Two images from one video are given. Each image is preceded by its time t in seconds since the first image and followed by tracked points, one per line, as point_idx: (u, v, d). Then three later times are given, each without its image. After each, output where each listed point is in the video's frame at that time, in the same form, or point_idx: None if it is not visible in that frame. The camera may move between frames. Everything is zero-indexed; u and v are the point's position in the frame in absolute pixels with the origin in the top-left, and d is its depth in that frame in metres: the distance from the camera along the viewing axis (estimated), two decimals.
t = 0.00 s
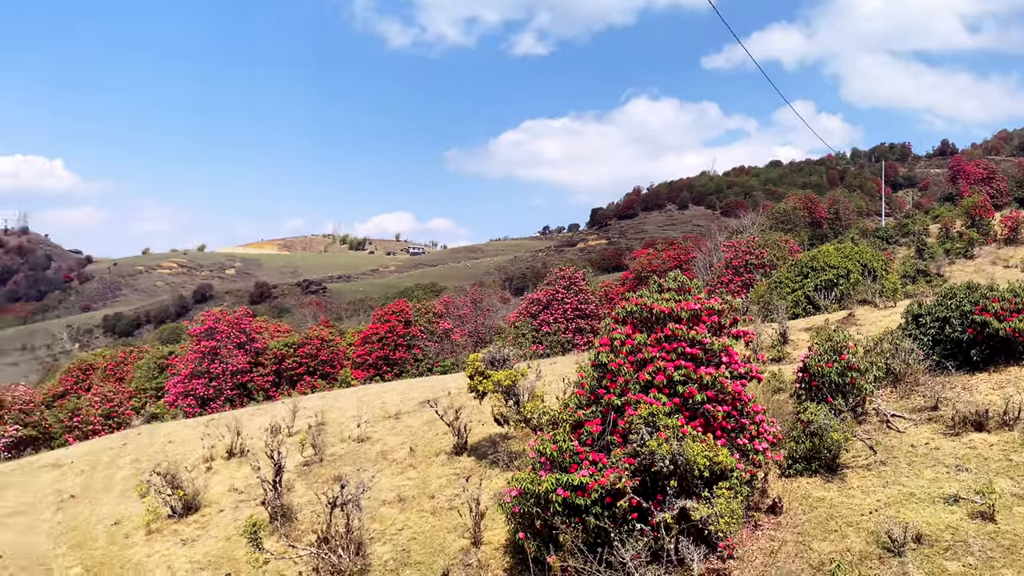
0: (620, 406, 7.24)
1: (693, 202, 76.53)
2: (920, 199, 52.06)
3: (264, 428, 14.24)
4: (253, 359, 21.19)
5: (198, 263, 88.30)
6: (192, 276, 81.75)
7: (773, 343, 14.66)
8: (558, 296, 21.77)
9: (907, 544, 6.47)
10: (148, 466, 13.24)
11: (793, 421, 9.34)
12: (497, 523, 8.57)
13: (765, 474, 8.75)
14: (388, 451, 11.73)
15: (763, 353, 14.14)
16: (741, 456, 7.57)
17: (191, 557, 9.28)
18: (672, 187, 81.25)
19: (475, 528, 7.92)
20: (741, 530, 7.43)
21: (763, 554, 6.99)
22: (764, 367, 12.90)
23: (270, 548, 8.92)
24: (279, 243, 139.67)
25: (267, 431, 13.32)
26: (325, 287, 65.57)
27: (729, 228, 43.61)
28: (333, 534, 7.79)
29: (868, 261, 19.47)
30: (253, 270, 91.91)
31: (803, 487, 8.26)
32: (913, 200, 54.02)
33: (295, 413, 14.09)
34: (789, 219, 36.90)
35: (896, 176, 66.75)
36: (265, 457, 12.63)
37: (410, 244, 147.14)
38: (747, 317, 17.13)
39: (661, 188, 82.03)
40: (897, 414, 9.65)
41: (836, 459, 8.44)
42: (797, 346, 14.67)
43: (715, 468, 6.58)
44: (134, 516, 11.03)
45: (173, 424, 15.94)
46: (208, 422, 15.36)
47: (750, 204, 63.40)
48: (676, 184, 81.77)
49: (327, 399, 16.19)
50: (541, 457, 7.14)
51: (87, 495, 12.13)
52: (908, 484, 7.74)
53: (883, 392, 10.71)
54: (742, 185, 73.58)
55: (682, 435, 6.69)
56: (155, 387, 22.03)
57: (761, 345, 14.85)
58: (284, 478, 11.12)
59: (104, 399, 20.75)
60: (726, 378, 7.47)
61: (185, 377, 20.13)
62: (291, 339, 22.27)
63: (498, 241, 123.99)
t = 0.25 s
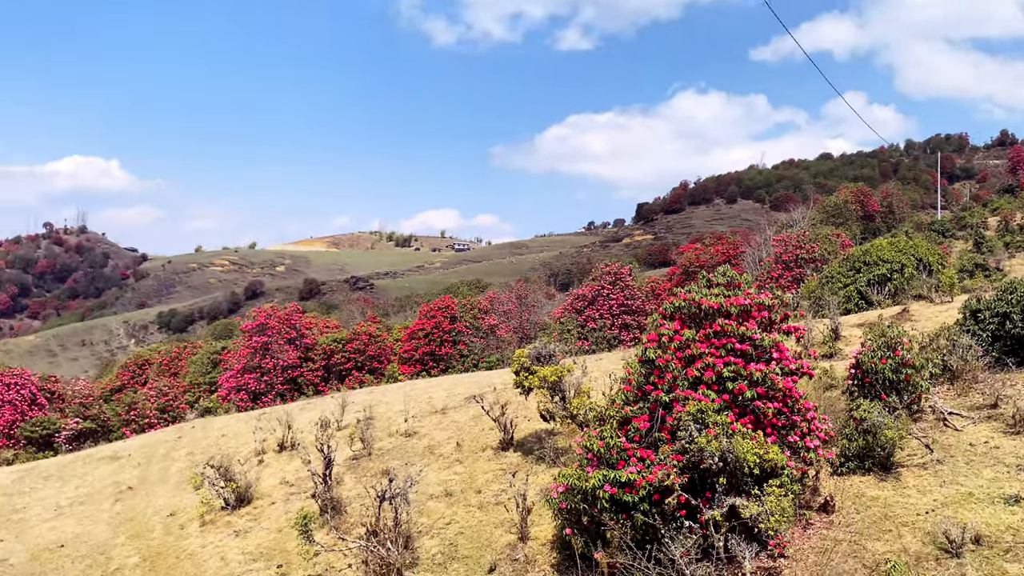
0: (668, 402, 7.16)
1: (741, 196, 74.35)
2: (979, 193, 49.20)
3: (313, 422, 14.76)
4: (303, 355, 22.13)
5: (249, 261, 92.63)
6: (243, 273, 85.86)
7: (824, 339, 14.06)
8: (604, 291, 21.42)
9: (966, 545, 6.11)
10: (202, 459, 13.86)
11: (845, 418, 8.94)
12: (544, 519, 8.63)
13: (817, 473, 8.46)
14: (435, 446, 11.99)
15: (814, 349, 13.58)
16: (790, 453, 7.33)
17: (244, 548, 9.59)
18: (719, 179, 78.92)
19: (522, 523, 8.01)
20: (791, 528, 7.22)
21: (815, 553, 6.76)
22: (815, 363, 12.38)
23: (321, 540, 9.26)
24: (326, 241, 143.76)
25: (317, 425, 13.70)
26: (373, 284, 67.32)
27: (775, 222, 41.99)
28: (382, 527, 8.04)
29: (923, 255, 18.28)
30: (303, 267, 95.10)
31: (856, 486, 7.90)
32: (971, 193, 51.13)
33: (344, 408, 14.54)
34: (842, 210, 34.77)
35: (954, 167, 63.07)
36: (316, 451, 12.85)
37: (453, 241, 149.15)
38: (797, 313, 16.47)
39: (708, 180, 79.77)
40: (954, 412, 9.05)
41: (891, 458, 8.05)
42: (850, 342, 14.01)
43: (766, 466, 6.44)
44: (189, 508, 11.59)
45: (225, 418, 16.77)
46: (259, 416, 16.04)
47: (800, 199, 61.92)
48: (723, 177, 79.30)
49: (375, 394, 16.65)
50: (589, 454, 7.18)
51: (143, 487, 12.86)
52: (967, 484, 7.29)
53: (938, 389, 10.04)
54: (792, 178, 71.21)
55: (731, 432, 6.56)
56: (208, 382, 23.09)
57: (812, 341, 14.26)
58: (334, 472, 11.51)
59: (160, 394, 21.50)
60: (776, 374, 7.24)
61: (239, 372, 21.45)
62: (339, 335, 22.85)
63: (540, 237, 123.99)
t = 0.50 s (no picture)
0: (709, 401, 7.04)
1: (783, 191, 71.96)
2: None
3: (354, 419, 15.08)
4: (344, 352, 22.74)
5: (291, 259, 95.47)
6: (285, 271, 88.75)
7: (869, 338, 13.44)
8: (644, 289, 21.04)
9: (1019, 548, 5.79)
10: (245, 454, 14.40)
11: (891, 418, 8.56)
12: (583, 517, 8.62)
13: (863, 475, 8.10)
14: (474, 444, 12.14)
15: (859, 347, 13.02)
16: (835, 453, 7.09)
17: (287, 543, 9.77)
18: (759, 175, 76.60)
19: (561, 522, 8.04)
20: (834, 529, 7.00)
21: (861, 555, 6.53)
22: (860, 361, 11.89)
23: (362, 536, 9.50)
24: (363, 241, 146.38)
25: (358, 421, 14.01)
26: (412, 283, 68.53)
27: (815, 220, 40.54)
28: (422, 524, 8.19)
29: (972, 251, 17.24)
30: (343, 266, 97.30)
31: (903, 487, 7.57)
32: None
33: (385, 406, 14.86)
34: (887, 206, 33.11)
35: (1004, 161, 59.99)
36: (357, 448, 13.01)
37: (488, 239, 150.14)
38: (841, 310, 15.84)
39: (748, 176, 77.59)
40: (1007, 412, 8.53)
41: (939, 458, 7.67)
42: (896, 340, 13.40)
43: (810, 466, 6.24)
44: (233, 503, 11.95)
45: (267, 415, 17.40)
46: (301, 413, 16.54)
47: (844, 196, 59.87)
48: (763, 173, 76.91)
49: (415, 391, 16.98)
50: (629, 453, 7.11)
51: (188, 482, 13.40)
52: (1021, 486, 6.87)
53: (989, 389, 9.47)
54: (835, 174, 68.82)
55: (774, 431, 6.40)
56: (251, 379, 24.11)
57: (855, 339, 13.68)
58: (375, 468, 11.76)
59: (205, 391, 22.03)
60: (820, 372, 7.03)
61: (281, 369, 22.11)
62: (379, 333, 23.33)
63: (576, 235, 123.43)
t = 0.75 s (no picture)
0: (755, 402, 6.89)
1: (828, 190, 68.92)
2: None
3: (398, 416, 15.35)
4: (388, 351, 23.29)
5: (335, 260, 98.39)
6: (331, 272, 91.51)
7: (919, 337, 12.75)
8: (688, 288, 20.62)
9: None
10: (291, 452, 14.94)
11: (944, 419, 8.12)
12: (627, 518, 8.58)
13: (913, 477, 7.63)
14: (517, 442, 12.24)
15: (908, 347, 12.40)
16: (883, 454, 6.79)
17: (332, 539, 10.06)
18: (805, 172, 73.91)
19: (604, 521, 8.02)
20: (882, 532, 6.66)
21: (912, 560, 6.20)
22: (909, 361, 11.31)
23: (406, 533, 9.73)
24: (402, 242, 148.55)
25: (401, 420, 14.23)
26: (454, 281, 69.34)
27: (862, 219, 38.65)
28: (465, 522, 8.29)
29: None
30: (385, 266, 99.27)
31: (956, 490, 7.17)
32: None
33: (428, 404, 15.14)
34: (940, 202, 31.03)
35: None
36: (399, 445, 13.21)
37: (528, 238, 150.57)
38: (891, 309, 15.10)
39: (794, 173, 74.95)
40: None
41: (994, 461, 7.23)
42: (949, 340, 12.68)
43: (859, 467, 6.04)
44: (279, 499, 12.45)
45: (312, 413, 17.99)
46: (346, 411, 16.88)
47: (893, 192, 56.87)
48: (810, 170, 74.04)
49: (457, 390, 17.24)
50: (673, 453, 7.01)
51: (237, 478, 14.10)
52: None
53: None
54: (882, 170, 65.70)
55: (822, 432, 6.20)
56: (297, 378, 25.12)
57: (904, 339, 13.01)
58: (419, 466, 12.02)
59: (253, 389, 23.00)
60: (869, 372, 6.75)
61: (326, 367, 22.87)
62: (422, 332, 23.76)
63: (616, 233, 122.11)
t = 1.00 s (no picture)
0: (794, 402, 6.73)
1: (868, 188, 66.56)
2: None
3: (433, 416, 15.49)
4: (423, 350, 23.62)
5: (372, 260, 100.45)
6: (367, 272, 93.53)
7: (963, 337, 12.18)
8: (725, 288, 20.24)
9: None
10: (328, 450, 15.25)
11: (990, 420, 7.74)
12: (663, 519, 8.50)
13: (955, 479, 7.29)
14: (552, 443, 12.27)
15: (951, 348, 11.89)
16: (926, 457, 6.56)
17: (369, 537, 10.20)
18: (844, 171, 71.54)
19: (640, 522, 7.96)
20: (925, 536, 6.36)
21: (955, 565, 5.93)
22: (951, 361, 10.83)
23: (443, 531, 9.87)
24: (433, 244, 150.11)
25: (436, 419, 14.33)
26: (488, 282, 69.80)
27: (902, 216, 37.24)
28: (500, 522, 8.34)
29: None
30: (419, 266, 100.59)
31: (1003, 494, 6.82)
32: None
33: (463, 404, 15.30)
34: (984, 199, 29.53)
35: None
36: (434, 445, 13.44)
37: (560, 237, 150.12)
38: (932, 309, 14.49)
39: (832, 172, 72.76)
40: None
41: None
42: (995, 340, 12.11)
43: (901, 470, 5.91)
44: (317, 497, 12.68)
45: (348, 413, 18.20)
46: (381, 410, 17.14)
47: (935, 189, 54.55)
48: (850, 169, 71.58)
49: (492, 390, 17.37)
50: (709, 454, 6.93)
51: (276, 476, 14.49)
52: None
53: None
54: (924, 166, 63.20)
55: (862, 434, 6.05)
56: (333, 377, 25.59)
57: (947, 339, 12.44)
58: (454, 465, 12.19)
59: (290, 389, 23.39)
60: (911, 373, 6.50)
61: (362, 367, 23.17)
62: (456, 332, 24.04)
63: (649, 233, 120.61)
